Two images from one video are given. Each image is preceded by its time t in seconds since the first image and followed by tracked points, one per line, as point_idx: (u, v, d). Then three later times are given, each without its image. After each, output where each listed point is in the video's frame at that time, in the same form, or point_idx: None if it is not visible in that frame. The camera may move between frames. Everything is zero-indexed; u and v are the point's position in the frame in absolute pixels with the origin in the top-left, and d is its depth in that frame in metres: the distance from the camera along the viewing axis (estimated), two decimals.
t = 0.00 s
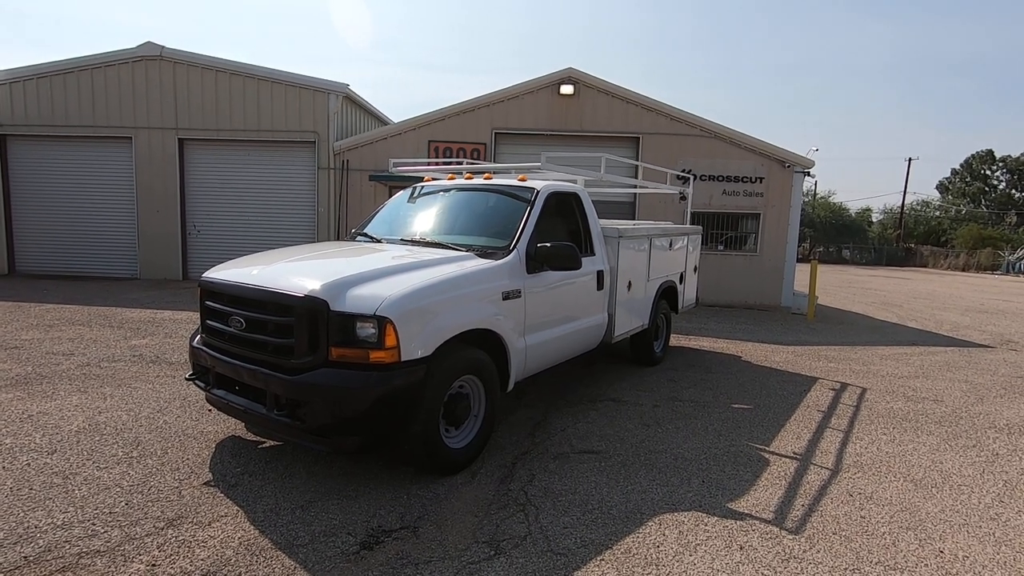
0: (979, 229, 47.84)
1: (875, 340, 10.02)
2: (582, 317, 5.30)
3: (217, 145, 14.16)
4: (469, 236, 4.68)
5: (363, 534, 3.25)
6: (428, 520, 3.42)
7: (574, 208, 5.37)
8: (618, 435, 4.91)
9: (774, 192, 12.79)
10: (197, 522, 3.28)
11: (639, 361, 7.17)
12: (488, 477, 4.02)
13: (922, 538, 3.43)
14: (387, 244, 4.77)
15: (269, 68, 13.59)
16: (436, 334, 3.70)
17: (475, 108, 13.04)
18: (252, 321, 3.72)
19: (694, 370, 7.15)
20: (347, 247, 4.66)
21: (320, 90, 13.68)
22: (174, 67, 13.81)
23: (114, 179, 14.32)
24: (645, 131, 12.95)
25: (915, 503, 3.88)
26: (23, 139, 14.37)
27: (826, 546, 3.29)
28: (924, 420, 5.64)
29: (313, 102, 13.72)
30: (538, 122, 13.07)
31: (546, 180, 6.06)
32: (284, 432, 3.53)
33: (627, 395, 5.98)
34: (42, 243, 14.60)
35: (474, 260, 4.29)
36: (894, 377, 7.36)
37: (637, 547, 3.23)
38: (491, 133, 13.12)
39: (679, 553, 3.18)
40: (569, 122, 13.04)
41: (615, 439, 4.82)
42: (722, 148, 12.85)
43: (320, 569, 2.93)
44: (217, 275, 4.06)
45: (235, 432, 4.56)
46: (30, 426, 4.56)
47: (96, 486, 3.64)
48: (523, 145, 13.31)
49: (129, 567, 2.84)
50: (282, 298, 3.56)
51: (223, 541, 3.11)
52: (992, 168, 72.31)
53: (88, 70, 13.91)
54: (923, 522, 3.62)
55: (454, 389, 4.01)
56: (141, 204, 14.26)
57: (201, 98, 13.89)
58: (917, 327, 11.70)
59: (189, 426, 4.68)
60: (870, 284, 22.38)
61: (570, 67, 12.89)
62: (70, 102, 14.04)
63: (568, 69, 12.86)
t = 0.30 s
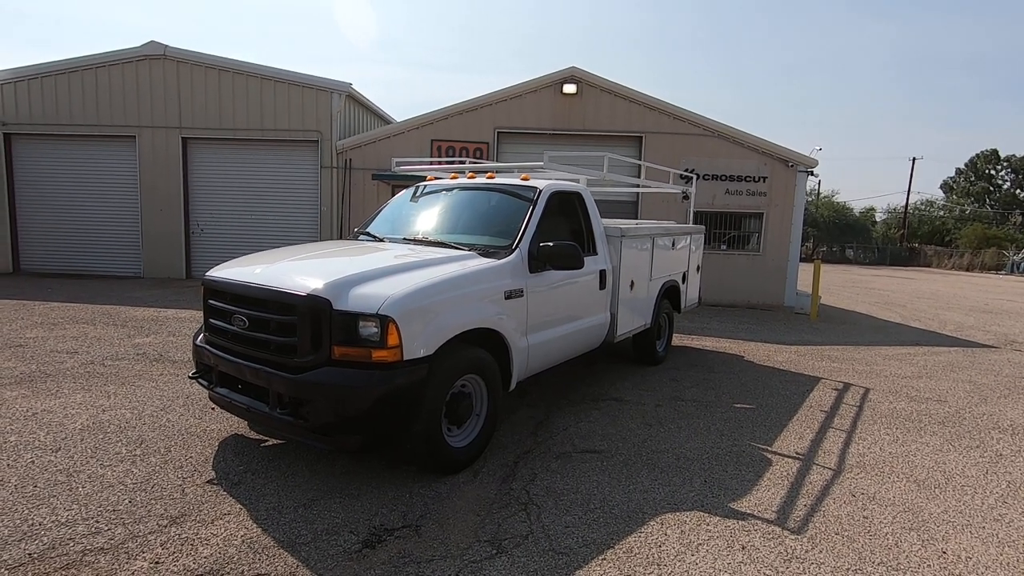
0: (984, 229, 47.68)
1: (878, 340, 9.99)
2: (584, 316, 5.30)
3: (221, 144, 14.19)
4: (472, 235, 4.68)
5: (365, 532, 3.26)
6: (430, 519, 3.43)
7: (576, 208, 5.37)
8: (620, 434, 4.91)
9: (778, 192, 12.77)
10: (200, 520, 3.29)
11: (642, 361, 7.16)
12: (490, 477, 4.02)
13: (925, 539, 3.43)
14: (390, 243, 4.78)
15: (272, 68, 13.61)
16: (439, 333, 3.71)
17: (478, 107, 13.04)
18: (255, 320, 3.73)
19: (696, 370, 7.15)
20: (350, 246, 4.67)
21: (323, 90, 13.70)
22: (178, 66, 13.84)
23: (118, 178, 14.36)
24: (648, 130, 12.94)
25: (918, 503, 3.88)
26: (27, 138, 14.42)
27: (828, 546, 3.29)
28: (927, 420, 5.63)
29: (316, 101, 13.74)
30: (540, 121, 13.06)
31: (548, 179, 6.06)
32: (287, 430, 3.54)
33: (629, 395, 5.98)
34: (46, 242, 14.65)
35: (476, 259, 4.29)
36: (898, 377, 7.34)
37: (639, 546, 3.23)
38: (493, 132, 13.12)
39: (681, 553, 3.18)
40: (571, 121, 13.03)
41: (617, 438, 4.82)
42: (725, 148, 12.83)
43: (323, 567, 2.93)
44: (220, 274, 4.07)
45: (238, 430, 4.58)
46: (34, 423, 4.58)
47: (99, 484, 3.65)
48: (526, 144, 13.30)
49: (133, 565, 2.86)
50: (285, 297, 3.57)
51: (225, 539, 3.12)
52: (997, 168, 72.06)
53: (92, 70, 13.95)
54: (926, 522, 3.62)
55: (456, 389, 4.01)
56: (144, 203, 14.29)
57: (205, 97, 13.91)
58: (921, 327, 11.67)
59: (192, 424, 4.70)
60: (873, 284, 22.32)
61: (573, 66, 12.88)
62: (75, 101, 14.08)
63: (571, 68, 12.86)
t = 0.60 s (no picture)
0: (987, 230, 47.59)
1: (879, 341, 9.99)
2: (585, 317, 5.30)
3: (223, 145, 14.21)
4: (473, 236, 4.69)
5: (366, 532, 3.27)
6: (431, 519, 3.43)
7: (577, 208, 5.37)
8: (622, 435, 4.92)
9: (779, 193, 12.77)
10: (202, 520, 3.30)
11: (643, 362, 7.17)
12: (490, 477, 4.03)
13: (926, 541, 3.43)
14: (391, 244, 4.79)
15: (274, 68, 13.63)
16: (440, 334, 3.71)
17: (480, 108, 13.05)
18: (256, 320, 3.74)
19: (698, 371, 7.15)
20: (351, 247, 4.68)
21: (325, 90, 13.72)
22: (180, 67, 13.87)
23: (120, 178, 14.39)
24: (650, 131, 12.94)
25: (919, 505, 3.88)
26: (30, 138, 14.46)
27: (830, 548, 3.29)
28: (928, 421, 5.63)
29: (318, 101, 13.76)
30: (542, 121, 13.07)
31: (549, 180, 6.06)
32: (288, 431, 3.54)
33: (631, 396, 5.98)
34: (48, 242, 14.68)
35: (478, 260, 4.30)
36: (899, 378, 7.34)
37: (640, 548, 3.23)
38: (495, 133, 13.14)
39: (682, 554, 3.18)
40: (573, 122, 13.04)
41: (618, 439, 4.83)
42: (727, 149, 12.83)
43: (324, 567, 2.94)
44: (222, 275, 4.08)
45: (240, 430, 4.59)
46: (37, 423, 4.59)
47: (102, 484, 3.66)
48: (527, 145, 13.31)
49: (135, 565, 2.87)
50: (286, 298, 3.57)
51: (227, 539, 3.13)
52: (1000, 169, 71.98)
53: (95, 70, 13.99)
54: (927, 524, 3.62)
55: (457, 390, 4.02)
56: (147, 204, 14.32)
57: (207, 98, 13.94)
58: (923, 328, 11.66)
59: (195, 424, 4.71)
60: (875, 285, 22.29)
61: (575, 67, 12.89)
62: (77, 102, 14.12)
63: (573, 68, 12.86)
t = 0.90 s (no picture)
0: (990, 231, 47.47)
1: (882, 342, 9.97)
2: (588, 318, 5.31)
3: (225, 146, 14.24)
4: (475, 237, 4.70)
5: (368, 533, 3.27)
6: (433, 520, 3.44)
7: (579, 209, 5.37)
8: (623, 436, 4.92)
9: (781, 194, 12.76)
10: (204, 519, 3.31)
11: (645, 363, 7.16)
12: (492, 478, 4.03)
13: (929, 543, 3.42)
14: (394, 244, 4.79)
15: (277, 69, 13.65)
16: (442, 334, 3.72)
17: (482, 108, 13.05)
18: (259, 321, 3.75)
19: (700, 372, 7.15)
20: (354, 247, 4.68)
21: (328, 91, 13.74)
22: (183, 67, 13.89)
23: (123, 178, 14.42)
24: (652, 131, 12.93)
25: (922, 507, 3.87)
26: (33, 139, 14.50)
27: (832, 549, 3.29)
28: (931, 423, 5.61)
29: (320, 102, 13.77)
30: (544, 122, 13.07)
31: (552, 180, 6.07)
32: (290, 431, 3.55)
33: (633, 397, 5.98)
34: (51, 242, 14.71)
35: (480, 260, 4.30)
36: (902, 380, 7.32)
37: (642, 548, 3.23)
38: (497, 133, 13.14)
39: (683, 555, 3.18)
40: (575, 122, 13.03)
41: (621, 440, 4.82)
42: (729, 149, 12.82)
43: (326, 567, 2.94)
44: (224, 275, 4.09)
45: (242, 430, 4.60)
46: (40, 423, 4.60)
47: (104, 484, 3.67)
48: (529, 145, 13.31)
49: (138, 564, 2.87)
50: (289, 298, 3.58)
51: (229, 539, 3.13)
52: (1003, 170, 71.83)
53: (98, 71, 14.02)
54: (930, 526, 3.61)
55: (459, 390, 4.02)
56: (150, 204, 14.35)
57: (210, 98, 13.96)
58: (925, 329, 11.63)
59: (197, 424, 4.71)
60: (878, 286, 22.24)
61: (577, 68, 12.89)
62: (81, 102, 14.15)
63: (575, 69, 12.86)
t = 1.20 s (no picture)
0: (993, 232, 47.35)
1: (884, 343, 9.95)
2: (589, 318, 5.30)
3: (228, 145, 14.26)
4: (476, 236, 4.69)
5: (369, 533, 3.27)
6: (434, 520, 3.43)
7: (581, 209, 5.37)
8: (625, 436, 4.91)
9: (784, 194, 12.74)
10: (206, 519, 3.31)
11: (646, 363, 7.16)
12: (494, 478, 4.03)
13: (931, 544, 3.41)
14: (395, 244, 4.79)
15: (279, 68, 13.66)
16: (444, 334, 3.72)
17: (484, 108, 13.05)
18: (261, 320, 3.75)
19: (701, 372, 7.14)
20: (355, 247, 4.68)
21: (330, 91, 13.75)
22: (185, 67, 13.91)
23: (125, 178, 14.45)
24: (654, 131, 12.92)
25: (925, 508, 3.86)
26: (36, 139, 14.53)
27: (834, 550, 3.28)
28: (934, 424, 5.60)
29: (322, 102, 13.79)
30: (545, 122, 13.07)
31: (553, 181, 6.06)
32: (292, 430, 3.55)
33: (634, 397, 5.97)
34: (54, 242, 14.74)
35: (482, 260, 4.31)
36: (905, 381, 7.30)
37: (644, 549, 3.23)
38: (499, 133, 13.14)
39: (685, 556, 3.18)
40: (577, 122, 13.03)
41: (622, 440, 4.82)
42: (731, 149, 12.81)
43: (327, 567, 2.94)
44: (226, 275, 4.09)
45: (244, 430, 4.60)
46: (42, 422, 4.61)
47: (106, 483, 3.67)
48: (531, 145, 13.31)
49: (139, 564, 2.87)
50: (291, 298, 3.58)
51: (231, 539, 3.13)
52: (1005, 171, 71.68)
53: (100, 70, 14.05)
54: (932, 527, 3.60)
55: (461, 390, 4.02)
56: (152, 204, 14.37)
57: (212, 98, 13.98)
58: (928, 330, 11.61)
59: (198, 424, 4.72)
60: (880, 286, 22.19)
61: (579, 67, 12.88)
62: (83, 102, 14.18)
63: (577, 69, 12.85)
